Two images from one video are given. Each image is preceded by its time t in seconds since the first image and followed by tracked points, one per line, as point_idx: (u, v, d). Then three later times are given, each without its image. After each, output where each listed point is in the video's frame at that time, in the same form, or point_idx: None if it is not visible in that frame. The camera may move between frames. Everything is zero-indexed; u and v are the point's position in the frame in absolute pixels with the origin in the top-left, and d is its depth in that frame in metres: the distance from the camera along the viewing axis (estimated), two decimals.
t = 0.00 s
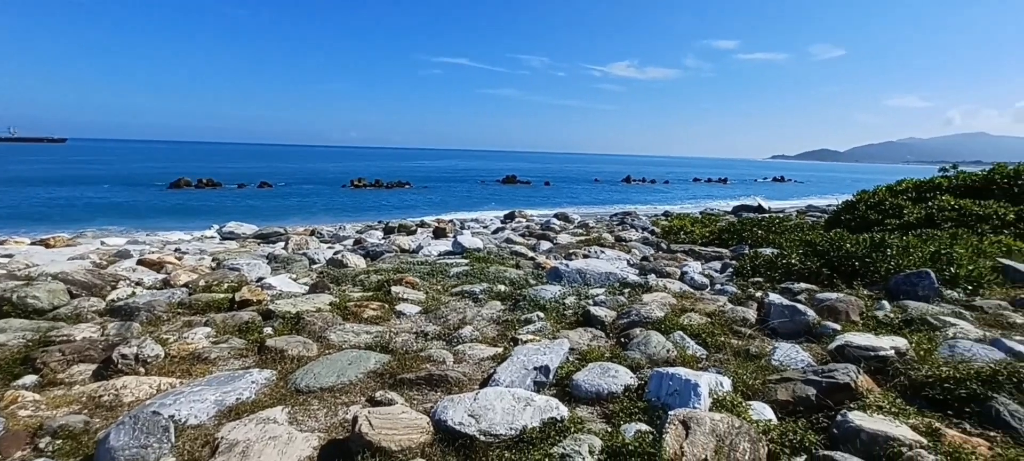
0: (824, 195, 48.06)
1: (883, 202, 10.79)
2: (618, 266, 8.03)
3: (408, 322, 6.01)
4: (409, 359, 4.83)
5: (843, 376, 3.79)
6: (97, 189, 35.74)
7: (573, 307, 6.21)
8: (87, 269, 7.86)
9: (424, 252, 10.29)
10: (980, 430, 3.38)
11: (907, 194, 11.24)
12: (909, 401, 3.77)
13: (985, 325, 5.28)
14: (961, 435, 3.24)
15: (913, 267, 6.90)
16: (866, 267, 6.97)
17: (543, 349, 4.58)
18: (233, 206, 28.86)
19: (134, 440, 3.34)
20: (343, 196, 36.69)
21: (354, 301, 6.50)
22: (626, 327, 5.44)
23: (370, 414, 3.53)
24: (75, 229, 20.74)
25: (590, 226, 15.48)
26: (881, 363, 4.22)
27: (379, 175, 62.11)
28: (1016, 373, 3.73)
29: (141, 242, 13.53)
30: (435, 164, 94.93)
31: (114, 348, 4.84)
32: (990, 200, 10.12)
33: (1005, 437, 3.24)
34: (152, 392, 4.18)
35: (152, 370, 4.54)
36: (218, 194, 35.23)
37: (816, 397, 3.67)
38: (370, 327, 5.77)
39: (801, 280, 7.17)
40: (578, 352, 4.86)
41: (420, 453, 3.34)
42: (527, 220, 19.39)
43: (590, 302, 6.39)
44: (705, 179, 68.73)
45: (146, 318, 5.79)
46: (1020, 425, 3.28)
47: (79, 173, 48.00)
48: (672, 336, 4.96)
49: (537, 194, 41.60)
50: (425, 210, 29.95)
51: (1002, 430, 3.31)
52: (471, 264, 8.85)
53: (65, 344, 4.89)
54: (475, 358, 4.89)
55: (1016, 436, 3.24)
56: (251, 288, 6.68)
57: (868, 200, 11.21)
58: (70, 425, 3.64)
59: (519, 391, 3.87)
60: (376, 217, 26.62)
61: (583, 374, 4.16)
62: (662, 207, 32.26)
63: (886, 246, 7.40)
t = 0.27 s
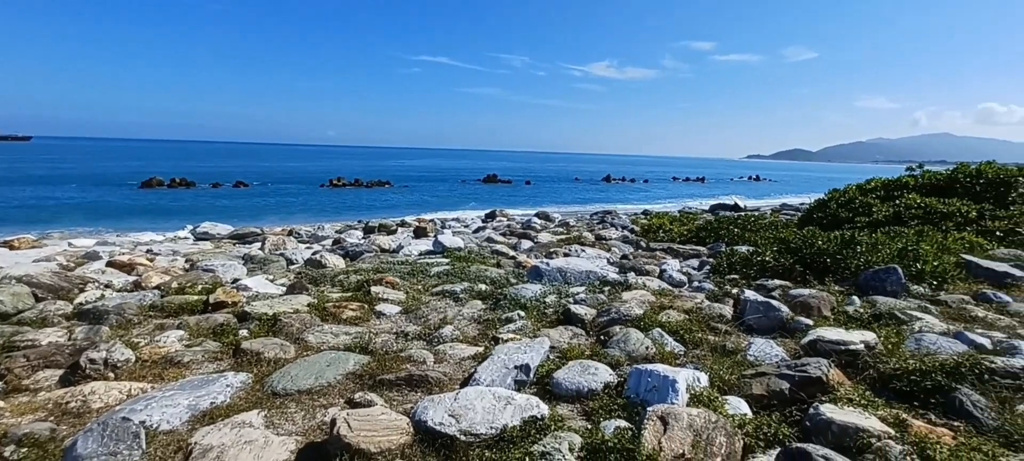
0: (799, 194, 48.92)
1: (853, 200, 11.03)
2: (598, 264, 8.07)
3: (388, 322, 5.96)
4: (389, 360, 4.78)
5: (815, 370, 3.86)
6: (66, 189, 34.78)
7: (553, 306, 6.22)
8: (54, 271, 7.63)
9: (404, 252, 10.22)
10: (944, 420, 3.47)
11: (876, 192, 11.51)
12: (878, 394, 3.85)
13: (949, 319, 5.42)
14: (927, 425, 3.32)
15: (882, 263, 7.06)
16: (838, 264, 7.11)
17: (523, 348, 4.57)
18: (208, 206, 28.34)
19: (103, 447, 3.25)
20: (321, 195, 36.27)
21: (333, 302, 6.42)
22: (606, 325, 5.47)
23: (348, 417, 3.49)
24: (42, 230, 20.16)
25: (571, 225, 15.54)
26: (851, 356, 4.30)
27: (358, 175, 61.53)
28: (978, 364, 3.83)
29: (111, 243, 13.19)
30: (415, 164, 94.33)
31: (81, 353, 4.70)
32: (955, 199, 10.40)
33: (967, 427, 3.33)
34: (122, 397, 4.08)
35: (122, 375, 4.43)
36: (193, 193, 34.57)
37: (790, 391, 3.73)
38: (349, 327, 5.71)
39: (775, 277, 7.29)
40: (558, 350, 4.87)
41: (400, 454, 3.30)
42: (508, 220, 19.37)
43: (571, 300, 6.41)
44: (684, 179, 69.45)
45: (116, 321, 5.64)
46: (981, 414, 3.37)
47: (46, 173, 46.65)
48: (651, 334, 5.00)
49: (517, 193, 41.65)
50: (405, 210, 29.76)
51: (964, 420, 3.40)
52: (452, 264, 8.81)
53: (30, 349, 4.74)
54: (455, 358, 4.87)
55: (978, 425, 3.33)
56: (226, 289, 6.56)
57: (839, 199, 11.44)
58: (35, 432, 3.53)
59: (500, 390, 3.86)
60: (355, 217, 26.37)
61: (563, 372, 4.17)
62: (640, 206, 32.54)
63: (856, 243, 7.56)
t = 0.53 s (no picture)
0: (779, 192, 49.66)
1: (830, 199, 11.20)
2: (582, 264, 8.09)
3: (372, 323, 5.91)
4: (372, 361, 4.74)
5: (794, 365, 3.90)
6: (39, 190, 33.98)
7: (538, 305, 6.22)
8: (25, 275, 7.44)
9: (388, 252, 10.16)
10: (918, 412, 3.53)
11: (852, 191, 11.71)
12: (854, 387, 3.92)
13: (922, 314, 5.53)
14: (901, 418, 3.38)
15: (857, 260, 7.19)
16: (816, 261, 7.21)
17: (508, 348, 4.56)
18: (187, 207, 27.90)
19: (77, 455, 3.17)
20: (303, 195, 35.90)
21: (315, 303, 6.35)
22: (590, 323, 5.48)
23: (331, 420, 3.45)
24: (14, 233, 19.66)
25: (555, 224, 15.57)
26: (829, 351, 4.35)
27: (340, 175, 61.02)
28: (950, 357, 3.92)
29: (85, 245, 12.90)
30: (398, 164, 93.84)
31: (54, 358, 4.59)
32: (927, 197, 10.63)
33: (940, 419, 3.40)
34: (97, 404, 3.98)
35: (96, 381, 4.33)
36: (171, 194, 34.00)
37: (770, 386, 3.77)
38: (332, 329, 5.65)
39: (755, 274, 7.37)
40: (543, 349, 4.87)
41: (383, 456, 3.27)
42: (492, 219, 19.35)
43: (555, 299, 6.41)
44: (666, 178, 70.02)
45: (90, 326, 5.51)
46: (953, 406, 3.44)
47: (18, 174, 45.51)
48: (634, 332, 5.02)
49: (501, 193, 41.67)
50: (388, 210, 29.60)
51: (937, 412, 3.47)
52: (436, 264, 8.77)
53: None
54: (440, 359, 4.85)
55: (950, 416, 3.39)
56: (204, 292, 6.45)
57: (816, 197, 11.62)
58: (6, 441, 3.43)
59: (484, 390, 3.84)
60: (338, 217, 26.16)
61: (548, 371, 4.16)
62: (623, 206, 32.75)
63: (832, 240, 7.68)
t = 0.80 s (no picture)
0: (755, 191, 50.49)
1: (802, 197, 11.41)
2: (561, 262, 8.11)
3: (350, 325, 5.84)
4: (350, 363, 4.68)
5: (767, 360, 3.96)
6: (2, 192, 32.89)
7: (518, 304, 6.21)
8: None
9: (366, 253, 10.06)
10: (885, 403, 3.61)
11: (822, 189, 11.94)
12: (824, 380, 3.99)
13: (889, 308, 5.66)
14: (870, 409, 3.45)
15: (828, 256, 7.33)
16: (788, 258, 7.34)
17: (488, 347, 4.55)
18: (158, 208, 27.29)
19: None
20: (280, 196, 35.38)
21: (292, 305, 6.25)
22: (570, 322, 5.49)
23: (308, 424, 3.39)
24: None
25: (535, 223, 15.60)
26: (801, 346, 4.44)
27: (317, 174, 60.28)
28: (915, 350, 4.02)
29: (51, 248, 12.52)
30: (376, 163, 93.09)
31: (17, 366, 4.44)
32: (894, 195, 10.91)
33: (906, 410, 3.48)
34: (63, 412, 3.86)
35: (62, 389, 4.20)
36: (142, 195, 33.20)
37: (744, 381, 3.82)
38: (309, 331, 5.57)
39: (731, 271, 7.47)
40: (523, 348, 4.86)
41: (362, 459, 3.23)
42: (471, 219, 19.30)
43: (535, 298, 6.42)
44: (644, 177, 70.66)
45: (56, 332, 5.35)
46: (918, 397, 3.53)
47: None
48: (614, 330, 5.04)
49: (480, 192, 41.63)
50: (366, 210, 29.35)
51: (903, 403, 3.55)
52: (416, 264, 8.70)
53: None
54: (419, 360, 4.81)
55: (915, 407, 3.48)
56: (176, 295, 6.30)
57: (789, 196, 11.82)
58: None
59: (464, 390, 3.82)
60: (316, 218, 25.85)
61: (528, 370, 4.16)
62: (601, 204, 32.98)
63: (804, 237, 7.83)
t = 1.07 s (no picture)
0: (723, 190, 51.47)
1: (766, 195, 11.65)
2: (535, 262, 8.11)
3: (321, 328, 5.73)
4: (321, 367, 4.59)
5: (733, 355, 4.01)
6: None
7: (492, 304, 6.19)
8: None
9: (337, 254, 9.90)
10: (844, 394, 3.70)
11: (785, 188, 12.22)
12: (786, 373, 4.07)
13: (848, 302, 5.83)
14: (829, 401, 3.53)
15: (791, 253, 7.50)
16: (753, 255, 7.48)
17: (461, 348, 4.51)
18: (118, 210, 26.40)
19: None
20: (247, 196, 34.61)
21: (259, 309, 6.10)
22: (543, 321, 5.49)
23: (275, 431, 3.31)
24: None
25: (509, 223, 15.58)
26: (765, 340, 4.52)
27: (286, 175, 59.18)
28: (871, 342, 4.14)
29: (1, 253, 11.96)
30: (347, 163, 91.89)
31: None
32: (852, 193, 11.23)
33: (863, 399, 3.57)
34: (14, 425, 3.68)
35: (13, 401, 4.01)
36: (101, 196, 32.08)
37: (712, 376, 3.87)
38: (277, 336, 5.44)
39: (699, 269, 7.58)
40: (496, 348, 4.83)
41: None
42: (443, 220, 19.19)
43: (508, 298, 6.40)
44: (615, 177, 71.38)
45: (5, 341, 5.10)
46: (874, 387, 3.63)
47: None
48: (587, 328, 5.06)
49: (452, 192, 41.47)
50: (336, 211, 28.94)
51: (860, 393, 3.65)
52: (389, 265, 8.60)
53: None
54: (392, 362, 4.74)
55: (872, 397, 3.58)
56: (135, 301, 6.09)
57: (754, 194, 12.06)
58: None
59: (437, 392, 3.78)
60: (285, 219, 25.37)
61: (501, 370, 4.13)
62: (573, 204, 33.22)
63: (768, 235, 8.00)
